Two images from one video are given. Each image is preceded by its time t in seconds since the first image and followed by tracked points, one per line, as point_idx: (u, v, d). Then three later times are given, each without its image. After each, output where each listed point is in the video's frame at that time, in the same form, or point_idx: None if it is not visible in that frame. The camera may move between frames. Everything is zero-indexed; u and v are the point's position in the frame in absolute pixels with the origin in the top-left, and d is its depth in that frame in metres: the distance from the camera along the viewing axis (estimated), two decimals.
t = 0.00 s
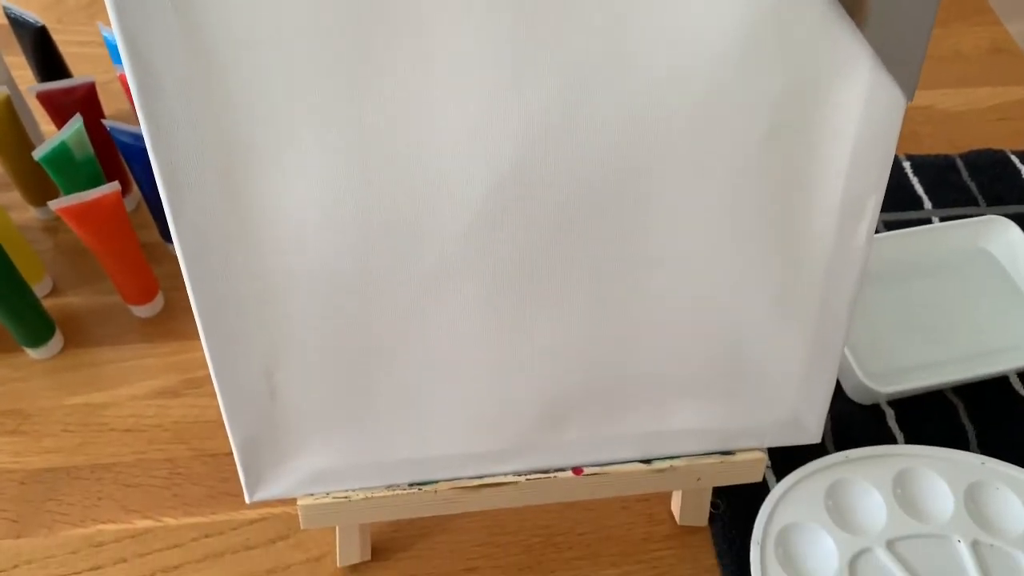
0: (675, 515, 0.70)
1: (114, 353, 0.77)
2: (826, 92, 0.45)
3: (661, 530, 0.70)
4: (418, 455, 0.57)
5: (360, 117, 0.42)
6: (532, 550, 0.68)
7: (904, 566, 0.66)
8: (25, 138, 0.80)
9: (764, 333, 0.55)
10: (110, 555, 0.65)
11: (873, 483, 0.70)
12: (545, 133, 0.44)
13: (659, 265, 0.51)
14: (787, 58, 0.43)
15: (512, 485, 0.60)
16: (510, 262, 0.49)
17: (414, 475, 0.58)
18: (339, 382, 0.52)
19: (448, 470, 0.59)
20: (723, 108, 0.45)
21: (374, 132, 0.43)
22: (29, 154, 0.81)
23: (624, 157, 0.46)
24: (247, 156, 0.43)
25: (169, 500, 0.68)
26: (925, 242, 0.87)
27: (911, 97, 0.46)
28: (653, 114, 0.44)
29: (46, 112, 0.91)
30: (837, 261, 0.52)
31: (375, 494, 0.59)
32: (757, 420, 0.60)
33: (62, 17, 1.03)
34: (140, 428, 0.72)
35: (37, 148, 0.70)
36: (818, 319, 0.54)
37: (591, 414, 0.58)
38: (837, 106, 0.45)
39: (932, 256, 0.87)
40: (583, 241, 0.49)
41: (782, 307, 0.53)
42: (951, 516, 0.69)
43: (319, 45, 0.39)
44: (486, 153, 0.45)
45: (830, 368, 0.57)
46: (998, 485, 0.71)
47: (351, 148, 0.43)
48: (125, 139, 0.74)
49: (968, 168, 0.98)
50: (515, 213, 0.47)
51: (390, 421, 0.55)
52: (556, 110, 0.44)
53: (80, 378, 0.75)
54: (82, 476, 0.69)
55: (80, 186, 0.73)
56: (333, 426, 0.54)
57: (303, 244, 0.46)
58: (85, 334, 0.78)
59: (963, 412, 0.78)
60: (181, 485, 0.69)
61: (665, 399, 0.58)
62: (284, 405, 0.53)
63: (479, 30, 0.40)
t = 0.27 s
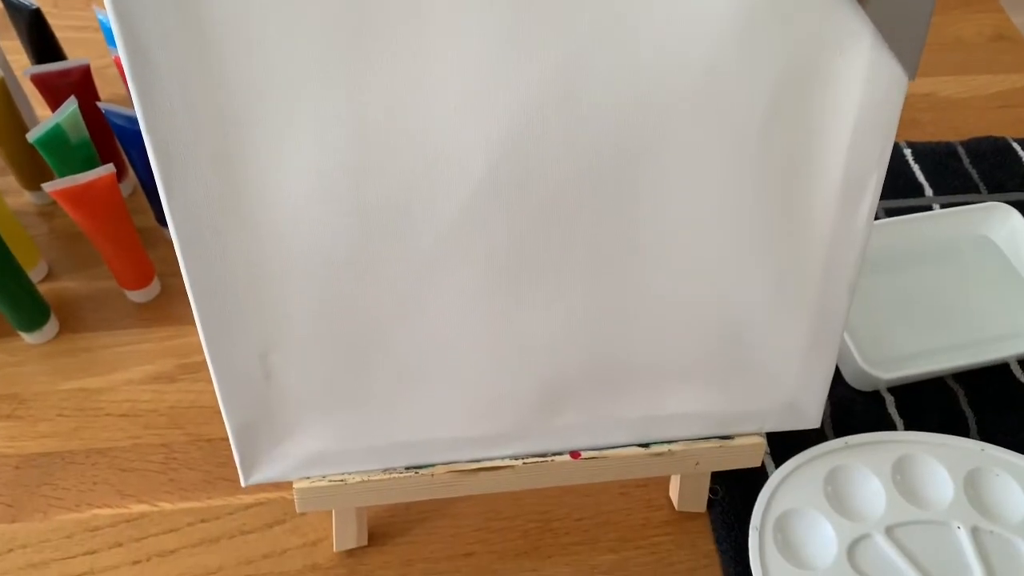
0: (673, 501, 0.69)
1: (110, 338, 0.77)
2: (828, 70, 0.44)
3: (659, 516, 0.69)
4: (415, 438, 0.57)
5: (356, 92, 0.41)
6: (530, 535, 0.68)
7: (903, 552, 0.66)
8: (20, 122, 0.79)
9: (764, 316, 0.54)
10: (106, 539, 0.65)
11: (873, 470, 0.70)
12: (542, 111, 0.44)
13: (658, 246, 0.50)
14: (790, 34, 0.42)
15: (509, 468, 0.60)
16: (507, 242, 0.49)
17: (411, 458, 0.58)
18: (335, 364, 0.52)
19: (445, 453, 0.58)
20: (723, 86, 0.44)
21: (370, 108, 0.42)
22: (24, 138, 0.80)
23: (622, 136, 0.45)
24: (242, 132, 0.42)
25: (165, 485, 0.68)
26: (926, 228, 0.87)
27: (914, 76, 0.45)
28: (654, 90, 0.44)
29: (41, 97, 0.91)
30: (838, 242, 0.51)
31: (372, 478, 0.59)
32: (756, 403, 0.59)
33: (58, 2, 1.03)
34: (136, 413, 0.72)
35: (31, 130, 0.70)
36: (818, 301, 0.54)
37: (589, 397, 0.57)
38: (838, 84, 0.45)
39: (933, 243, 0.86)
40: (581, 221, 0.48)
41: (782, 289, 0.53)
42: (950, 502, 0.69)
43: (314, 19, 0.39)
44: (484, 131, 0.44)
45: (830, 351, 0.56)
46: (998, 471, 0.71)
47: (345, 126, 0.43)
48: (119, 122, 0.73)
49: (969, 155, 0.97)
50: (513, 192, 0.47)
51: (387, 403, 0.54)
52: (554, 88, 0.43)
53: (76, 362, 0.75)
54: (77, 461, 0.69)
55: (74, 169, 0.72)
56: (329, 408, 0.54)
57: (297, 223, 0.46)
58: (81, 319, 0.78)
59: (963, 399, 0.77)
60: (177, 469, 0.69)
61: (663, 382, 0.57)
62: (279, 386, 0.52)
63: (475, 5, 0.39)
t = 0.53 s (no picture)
0: (672, 489, 0.70)
1: (110, 325, 0.77)
2: (828, 55, 0.44)
3: (658, 504, 0.69)
4: (415, 424, 0.57)
5: (357, 76, 0.41)
6: (529, 521, 0.68)
7: (901, 540, 0.66)
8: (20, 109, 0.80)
9: (763, 302, 0.54)
10: (106, 525, 0.65)
11: (871, 459, 0.70)
12: (542, 96, 0.44)
13: (658, 232, 0.50)
14: (791, 18, 0.42)
15: (509, 454, 0.60)
16: (508, 227, 0.49)
17: (410, 444, 0.58)
18: (335, 349, 0.52)
19: (445, 439, 0.58)
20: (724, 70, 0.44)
21: (370, 92, 0.42)
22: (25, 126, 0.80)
23: (622, 121, 0.45)
24: (242, 115, 0.42)
25: (165, 471, 0.68)
26: (925, 219, 0.87)
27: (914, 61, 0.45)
28: (654, 75, 0.44)
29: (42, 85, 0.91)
30: (838, 228, 0.51)
31: (372, 463, 0.59)
32: (755, 390, 0.59)
33: None
34: (136, 400, 0.72)
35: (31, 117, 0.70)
36: (817, 287, 0.54)
37: (588, 383, 0.57)
38: (838, 69, 0.45)
39: (932, 234, 0.86)
40: (581, 206, 0.48)
41: (782, 275, 0.53)
42: (948, 491, 0.69)
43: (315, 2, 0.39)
44: (484, 114, 0.44)
45: (829, 338, 0.57)
46: (996, 461, 0.71)
47: (345, 110, 0.43)
48: (121, 109, 0.73)
49: (969, 146, 0.97)
50: (514, 176, 0.47)
51: (387, 388, 0.55)
52: (554, 72, 0.43)
53: (76, 349, 0.75)
54: (77, 447, 0.69)
55: (75, 155, 0.73)
56: (330, 393, 0.54)
57: (297, 207, 0.46)
58: (82, 307, 0.78)
59: (961, 389, 0.77)
60: (177, 456, 0.69)
61: (662, 369, 0.57)
62: (279, 370, 0.52)
63: None
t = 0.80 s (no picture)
0: (669, 478, 0.70)
1: (111, 314, 0.77)
2: (826, 43, 0.44)
3: (656, 493, 0.70)
4: (413, 411, 0.57)
5: (356, 61, 0.42)
6: (527, 510, 0.68)
7: (897, 530, 0.66)
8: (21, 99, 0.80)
9: (761, 290, 0.54)
10: (106, 512, 0.66)
11: (868, 449, 0.70)
12: (540, 82, 0.44)
13: (656, 219, 0.50)
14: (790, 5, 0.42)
15: (507, 442, 0.60)
16: (507, 214, 0.49)
17: (409, 430, 0.58)
18: (333, 335, 0.52)
19: (443, 426, 0.59)
20: (723, 57, 0.44)
21: (369, 78, 0.42)
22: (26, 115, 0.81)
23: (621, 108, 0.45)
24: (241, 101, 0.42)
25: (165, 459, 0.69)
26: (924, 212, 0.87)
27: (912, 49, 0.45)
28: (653, 61, 0.44)
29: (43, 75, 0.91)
30: (835, 216, 0.51)
31: (371, 450, 0.59)
32: (752, 379, 0.60)
33: None
34: (137, 388, 0.72)
35: (32, 106, 0.70)
36: (814, 276, 0.54)
37: (586, 370, 0.58)
38: (836, 57, 0.45)
39: (930, 226, 0.87)
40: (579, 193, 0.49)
41: (779, 263, 0.53)
42: (945, 481, 0.69)
43: None
44: (483, 100, 0.44)
45: (826, 327, 0.57)
46: (993, 452, 0.71)
47: (346, 95, 0.43)
48: (121, 99, 0.73)
49: (968, 140, 0.97)
50: (512, 163, 0.47)
51: (386, 375, 0.55)
52: (553, 58, 0.43)
53: (77, 338, 0.76)
54: (78, 435, 0.70)
55: (74, 145, 0.73)
56: (329, 379, 0.54)
57: (297, 193, 0.46)
58: (83, 296, 0.78)
59: (959, 380, 0.78)
60: (177, 444, 0.69)
61: (660, 356, 0.58)
62: (279, 356, 0.53)
63: None
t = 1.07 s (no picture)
0: (668, 470, 0.70)
1: (112, 307, 0.77)
2: (824, 34, 0.44)
3: (655, 485, 0.70)
4: (413, 402, 0.57)
5: (355, 52, 0.42)
6: (526, 502, 0.68)
7: (896, 522, 0.67)
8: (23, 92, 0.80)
9: (759, 282, 0.55)
10: (107, 503, 0.66)
11: (867, 442, 0.71)
12: (539, 73, 0.44)
13: (654, 210, 0.50)
14: None
15: (507, 433, 0.60)
16: (506, 205, 0.49)
17: (409, 421, 0.59)
18: (334, 326, 0.52)
19: (442, 417, 0.59)
20: (721, 48, 0.44)
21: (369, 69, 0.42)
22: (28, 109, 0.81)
23: (619, 99, 0.46)
24: (241, 90, 0.42)
25: (166, 451, 0.69)
26: (923, 206, 0.87)
27: (909, 40, 0.45)
28: (651, 53, 0.44)
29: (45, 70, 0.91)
30: (833, 207, 0.51)
31: (371, 441, 0.59)
32: (750, 371, 0.60)
33: None
34: (138, 380, 0.73)
35: (34, 99, 0.70)
36: (813, 267, 0.54)
37: (586, 362, 0.58)
38: (834, 48, 0.45)
39: (930, 220, 0.87)
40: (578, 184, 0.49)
41: (778, 255, 0.53)
42: (943, 474, 0.69)
43: None
44: (481, 91, 0.44)
45: (825, 319, 0.57)
46: (991, 445, 0.71)
47: (346, 86, 0.43)
48: (122, 92, 0.74)
49: (968, 135, 0.98)
50: (511, 154, 0.47)
51: (385, 366, 0.55)
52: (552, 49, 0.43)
53: (78, 331, 0.76)
54: (79, 427, 0.70)
55: (75, 138, 0.73)
56: (329, 369, 0.55)
57: (296, 182, 0.46)
58: (84, 289, 0.79)
59: (958, 374, 0.78)
60: (178, 436, 0.70)
61: (659, 348, 0.58)
62: (279, 347, 0.53)
63: None
